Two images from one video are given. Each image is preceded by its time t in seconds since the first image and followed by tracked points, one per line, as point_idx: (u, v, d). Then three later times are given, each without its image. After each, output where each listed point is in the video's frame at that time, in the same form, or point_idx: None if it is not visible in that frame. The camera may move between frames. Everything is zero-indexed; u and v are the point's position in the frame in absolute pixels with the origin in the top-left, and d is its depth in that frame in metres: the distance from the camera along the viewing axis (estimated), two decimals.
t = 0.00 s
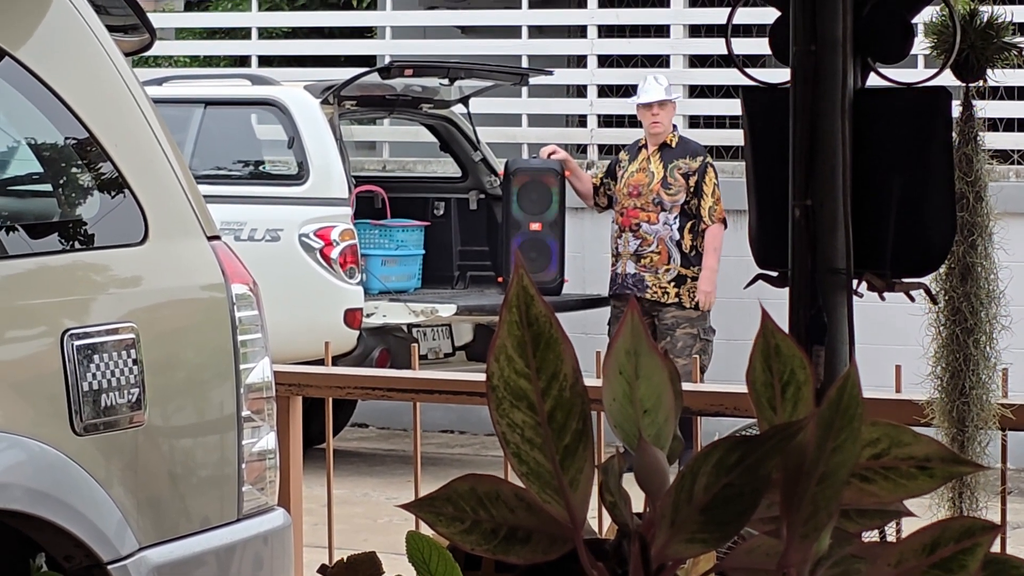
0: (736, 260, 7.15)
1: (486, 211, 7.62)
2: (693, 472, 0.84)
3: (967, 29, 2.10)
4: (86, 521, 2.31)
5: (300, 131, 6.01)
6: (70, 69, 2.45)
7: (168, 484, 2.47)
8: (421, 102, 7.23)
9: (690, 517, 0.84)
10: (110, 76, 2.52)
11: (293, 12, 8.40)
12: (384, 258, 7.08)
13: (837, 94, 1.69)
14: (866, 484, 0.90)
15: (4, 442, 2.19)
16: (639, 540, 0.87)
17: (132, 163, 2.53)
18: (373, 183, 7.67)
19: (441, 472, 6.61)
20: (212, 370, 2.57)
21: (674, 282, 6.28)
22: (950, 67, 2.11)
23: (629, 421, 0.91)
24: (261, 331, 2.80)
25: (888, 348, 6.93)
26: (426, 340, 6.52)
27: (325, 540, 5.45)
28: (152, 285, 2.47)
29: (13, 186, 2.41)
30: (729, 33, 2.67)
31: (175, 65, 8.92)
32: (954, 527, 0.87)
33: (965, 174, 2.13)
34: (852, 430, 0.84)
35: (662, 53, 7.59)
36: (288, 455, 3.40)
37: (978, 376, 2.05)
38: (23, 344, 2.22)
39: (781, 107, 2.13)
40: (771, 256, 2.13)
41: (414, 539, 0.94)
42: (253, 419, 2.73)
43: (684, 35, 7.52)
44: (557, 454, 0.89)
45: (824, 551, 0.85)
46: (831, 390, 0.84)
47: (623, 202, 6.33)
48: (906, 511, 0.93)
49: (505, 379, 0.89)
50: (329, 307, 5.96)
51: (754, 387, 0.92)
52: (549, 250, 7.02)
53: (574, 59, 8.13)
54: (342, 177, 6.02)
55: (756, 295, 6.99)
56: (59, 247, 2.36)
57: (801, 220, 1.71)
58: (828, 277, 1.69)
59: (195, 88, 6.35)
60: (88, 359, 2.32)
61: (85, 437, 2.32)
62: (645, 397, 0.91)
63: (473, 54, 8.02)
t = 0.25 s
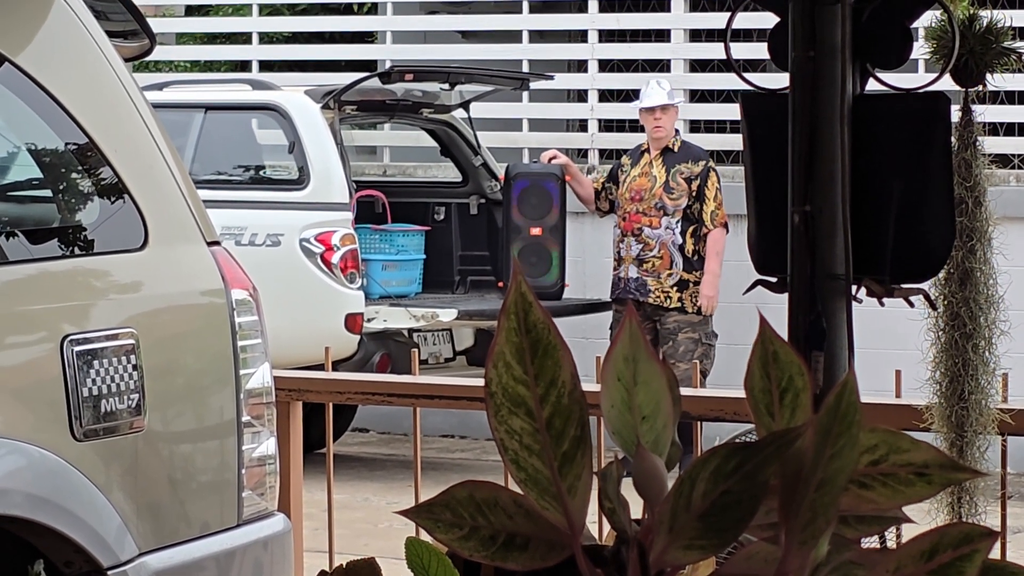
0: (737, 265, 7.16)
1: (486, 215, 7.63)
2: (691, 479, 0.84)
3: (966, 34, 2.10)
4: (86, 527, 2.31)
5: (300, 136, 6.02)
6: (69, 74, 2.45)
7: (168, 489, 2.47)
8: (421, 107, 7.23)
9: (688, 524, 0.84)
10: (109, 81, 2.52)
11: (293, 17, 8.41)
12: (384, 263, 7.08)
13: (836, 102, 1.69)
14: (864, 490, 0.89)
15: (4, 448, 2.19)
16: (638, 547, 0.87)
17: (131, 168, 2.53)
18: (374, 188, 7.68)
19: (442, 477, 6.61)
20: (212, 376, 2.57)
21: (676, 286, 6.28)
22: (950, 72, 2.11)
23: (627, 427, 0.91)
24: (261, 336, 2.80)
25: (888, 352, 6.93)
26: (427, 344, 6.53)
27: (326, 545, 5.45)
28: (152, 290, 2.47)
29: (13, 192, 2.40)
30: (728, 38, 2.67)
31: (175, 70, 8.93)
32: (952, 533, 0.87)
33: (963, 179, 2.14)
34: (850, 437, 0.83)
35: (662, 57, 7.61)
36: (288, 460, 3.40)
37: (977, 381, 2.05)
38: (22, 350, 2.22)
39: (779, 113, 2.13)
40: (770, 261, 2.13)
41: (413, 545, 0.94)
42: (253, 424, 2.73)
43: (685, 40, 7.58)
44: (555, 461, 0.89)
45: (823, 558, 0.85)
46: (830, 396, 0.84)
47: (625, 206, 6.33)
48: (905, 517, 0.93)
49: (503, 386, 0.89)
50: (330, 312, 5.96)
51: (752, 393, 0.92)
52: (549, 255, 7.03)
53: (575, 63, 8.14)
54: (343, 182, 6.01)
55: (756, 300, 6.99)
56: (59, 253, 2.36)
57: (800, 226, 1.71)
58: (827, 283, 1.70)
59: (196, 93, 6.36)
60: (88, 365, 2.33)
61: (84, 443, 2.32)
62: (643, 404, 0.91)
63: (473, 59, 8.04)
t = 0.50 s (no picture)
0: (744, 268, 7.16)
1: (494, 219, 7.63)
2: (700, 484, 0.84)
3: (973, 39, 2.10)
4: (94, 531, 2.32)
5: (307, 139, 6.02)
6: (77, 78, 2.46)
7: (176, 492, 2.48)
8: (428, 110, 7.24)
9: (697, 528, 0.84)
10: (117, 85, 2.53)
11: (301, 21, 8.43)
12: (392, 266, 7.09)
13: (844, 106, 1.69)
14: (872, 495, 0.90)
15: (12, 452, 2.19)
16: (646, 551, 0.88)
17: (139, 172, 2.54)
18: (381, 191, 7.68)
19: (449, 480, 6.62)
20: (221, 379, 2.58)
21: (684, 289, 6.28)
22: (957, 76, 2.11)
23: (635, 432, 0.91)
24: (269, 340, 2.80)
25: (895, 356, 6.93)
26: (434, 348, 6.52)
27: (333, 549, 5.45)
28: (160, 294, 2.48)
29: (21, 196, 2.42)
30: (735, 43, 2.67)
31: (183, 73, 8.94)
32: (960, 538, 0.87)
33: (971, 183, 2.13)
34: (858, 442, 0.83)
35: (669, 61, 7.62)
36: (296, 464, 3.41)
37: (985, 385, 2.04)
38: (31, 354, 2.22)
39: (788, 117, 2.13)
40: (778, 265, 2.14)
41: (421, 549, 0.94)
42: (261, 428, 2.73)
43: (693, 44, 7.59)
44: (564, 465, 0.89)
45: (831, 562, 0.85)
46: (838, 400, 0.84)
47: (633, 209, 6.33)
48: (912, 521, 0.93)
49: (511, 391, 0.89)
50: (338, 315, 5.97)
51: (760, 398, 0.92)
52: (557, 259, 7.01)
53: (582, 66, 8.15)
54: (350, 185, 6.01)
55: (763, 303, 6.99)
56: (66, 256, 2.37)
57: (808, 230, 1.71)
58: (835, 288, 1.70)
59: (203, 97, 6.37)
60: (96, 368, 2.33)
61: (92, 447, 2.33)
62: (651, 409, 0.91)
63: (480, 62, 8.07)
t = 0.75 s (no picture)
0: (745, 267, 7.16)
1: (494, 217, 7.63)
2: (702, 481, 0.84)
3: (974, 36, 2.10)
4: (95, 529, 2.32)
5: (308, 138, 6.02)
6: (79, 76, 2.46)
7: (177, 491, 2.48)
8: (429, 109, 7.24)
9: (699, 525, 0.84)
10: (118, 83, 2.53)
11: (301, 19, 8.43)
12: (393, 265, 7.09)
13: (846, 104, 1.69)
14: (874, 492, 0.90)
15: (13, 450, 2.19)
16: (649, 550, 0.88)
17: (140, 170, 2.54)
18: (382, 190, 7.68)
19: (450, 479, 6.62)
20: (222, 377, 2.58)
21: (684, 287, 6.28)
22: (957, 75, 2.10)
23: (637, 429, 0.91)
24: (270, 338, 2.80)
25: (895, 354, 6.93)
26: (436, 346, 6.53)
27: (333, 547, 5.45)
28: (161, 292, 2.48)
29: (22, 195, 2.42)
30: (737, 40, 2.67)
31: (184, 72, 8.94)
32: (963, 535, 0.87)
33: (972, 182, 2.14)
34: (859, 439, 0.83)
35: (670, 60, 7.62)
36: (297, 462, 3.41)
37: (985, 383, 2.04)
38: (32, 352, 2.22)
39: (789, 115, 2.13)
40: (779, 262, 2.14)
41: (423, 547, 0.94)
42: (262, 426, 2.73)
43: (693, 42, 7.58)
44: (565, 462, 0.89)
45: (832, 558, 0.85)
46: (840, 397, 0.84)
47: (633, 207, 6.34)
48: (914, 518, 0.93)
49: (513, 387, 0.89)
50: (338, 314, 5.97)
51: (762, 395, 0.92)
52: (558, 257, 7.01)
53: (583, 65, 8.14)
54: (350, 184, 6.02)
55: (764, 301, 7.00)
56: (67, 255, 2.37)
57: (809, 228, 1.71)
58: (836, 284, 1.70)
59: (204, 95, 6.36)
60: (97, 366, 2.33)
61: (93, 445, 2.33)
62: (654, 406, 0.91)
63: (482, 61, 8.06)
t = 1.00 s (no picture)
0: (741, 264, 7.16)
1: (491, 215, 7.63)
2: (694, 476, 0.84)
3: (969, 33, 2.10)
4: (91, 526, 2.32)
5: (305, 135, 6.02)
6: (73, 74, 2.45)
7: (173, 488, 2.48)
8: (426, 106, 7.23)
9: (690, 520, 0.84)
10: (114, 81, 2.52)
11: (298, 17, 8.42)
12: (390, 263, 7.09)
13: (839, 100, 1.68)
14: (867, 487, 0.89)
15: (9, 447, 2.19)
16: (641, 544, 0.88)
17: (136, 167, 2.54)
18: (378, 188, 7.68)
19: (447, 476, 6.62)
20: (217, 375, 2.57)
21: (680, 283, 6.26)
22: (952, 71, 2.10)
23: (629, 424, 0.91)
24: (265, 335, 2.79)
25: (891, 351, 6.93)
26: (432, 344, 6.54)
27: (329, 545, 5.45)
28: (156, 290, 2.48)
29: (17, 192, 2.41)
30: (733, 37, 2.67)
31: (181, 70, 8.92)
32: (955, 530, 0.87)
33: (967, 177, 2.13)
34: (852, 434, 0.83)
35: (667, 58, 7.61)
36: (293, 460, 3.40)
37: (981, 379, 2.04)
38: (28, 349, 2.22)
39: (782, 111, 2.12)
40: (773, 258, 2.13)
41: (417, 542, 0.94)
42: (257, 423, 2.73)
43: (690, 40, 7.60)
44: (558, 458, 0.88)
45: (825, 554, 0.85)
46: (832, 393, 0.84)
47: (628, 204, 6.33)
48: (908, 513, 0.93)
49: (505, 383, 0.89)
50: (335, 311, 5.96)
51: (754, 390, 0.92)
52: (555, 255, 7.02)
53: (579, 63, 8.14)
54: (347, 182, 6.01)
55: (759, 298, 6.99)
56: (63, 252, 2.37)
57: (803, 224, 1.71)
58: (830, 280, 1.70)
59: (201, 93, 6.35)
60: (93, 364, 2.33)
61: (89, 442, 2.33)
62: (646, 400, 0.91)
63: (478, 59, 8.04)
